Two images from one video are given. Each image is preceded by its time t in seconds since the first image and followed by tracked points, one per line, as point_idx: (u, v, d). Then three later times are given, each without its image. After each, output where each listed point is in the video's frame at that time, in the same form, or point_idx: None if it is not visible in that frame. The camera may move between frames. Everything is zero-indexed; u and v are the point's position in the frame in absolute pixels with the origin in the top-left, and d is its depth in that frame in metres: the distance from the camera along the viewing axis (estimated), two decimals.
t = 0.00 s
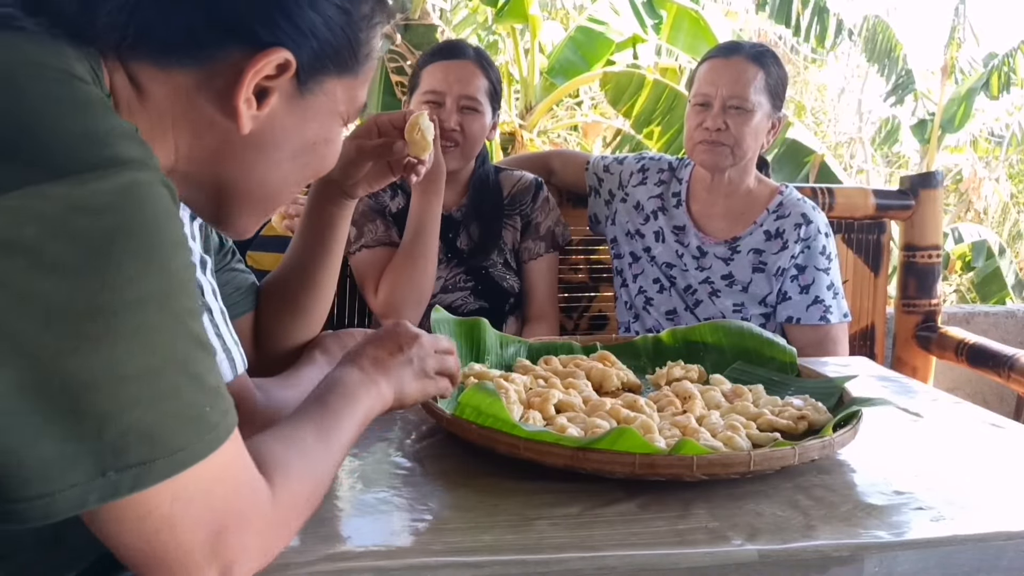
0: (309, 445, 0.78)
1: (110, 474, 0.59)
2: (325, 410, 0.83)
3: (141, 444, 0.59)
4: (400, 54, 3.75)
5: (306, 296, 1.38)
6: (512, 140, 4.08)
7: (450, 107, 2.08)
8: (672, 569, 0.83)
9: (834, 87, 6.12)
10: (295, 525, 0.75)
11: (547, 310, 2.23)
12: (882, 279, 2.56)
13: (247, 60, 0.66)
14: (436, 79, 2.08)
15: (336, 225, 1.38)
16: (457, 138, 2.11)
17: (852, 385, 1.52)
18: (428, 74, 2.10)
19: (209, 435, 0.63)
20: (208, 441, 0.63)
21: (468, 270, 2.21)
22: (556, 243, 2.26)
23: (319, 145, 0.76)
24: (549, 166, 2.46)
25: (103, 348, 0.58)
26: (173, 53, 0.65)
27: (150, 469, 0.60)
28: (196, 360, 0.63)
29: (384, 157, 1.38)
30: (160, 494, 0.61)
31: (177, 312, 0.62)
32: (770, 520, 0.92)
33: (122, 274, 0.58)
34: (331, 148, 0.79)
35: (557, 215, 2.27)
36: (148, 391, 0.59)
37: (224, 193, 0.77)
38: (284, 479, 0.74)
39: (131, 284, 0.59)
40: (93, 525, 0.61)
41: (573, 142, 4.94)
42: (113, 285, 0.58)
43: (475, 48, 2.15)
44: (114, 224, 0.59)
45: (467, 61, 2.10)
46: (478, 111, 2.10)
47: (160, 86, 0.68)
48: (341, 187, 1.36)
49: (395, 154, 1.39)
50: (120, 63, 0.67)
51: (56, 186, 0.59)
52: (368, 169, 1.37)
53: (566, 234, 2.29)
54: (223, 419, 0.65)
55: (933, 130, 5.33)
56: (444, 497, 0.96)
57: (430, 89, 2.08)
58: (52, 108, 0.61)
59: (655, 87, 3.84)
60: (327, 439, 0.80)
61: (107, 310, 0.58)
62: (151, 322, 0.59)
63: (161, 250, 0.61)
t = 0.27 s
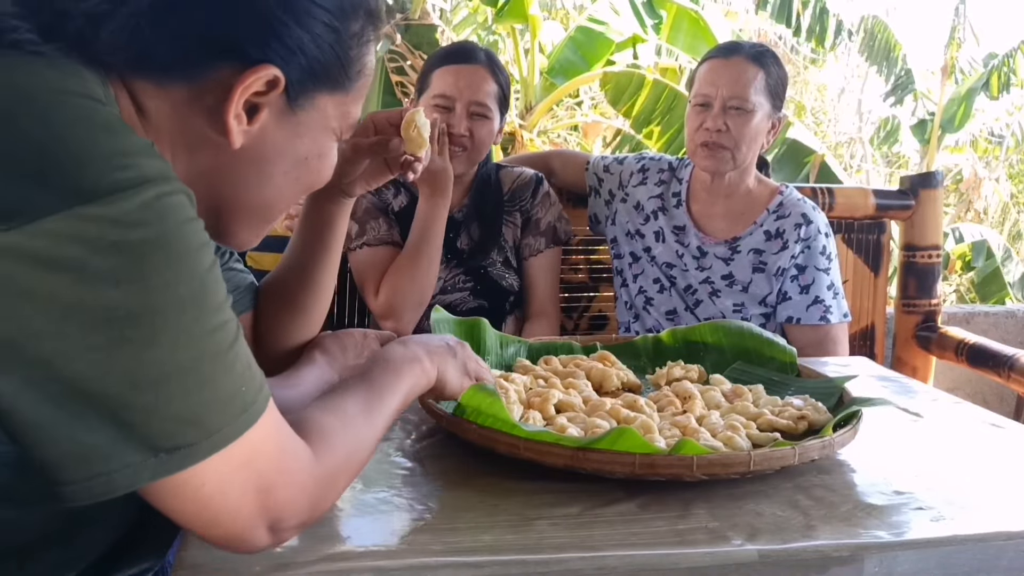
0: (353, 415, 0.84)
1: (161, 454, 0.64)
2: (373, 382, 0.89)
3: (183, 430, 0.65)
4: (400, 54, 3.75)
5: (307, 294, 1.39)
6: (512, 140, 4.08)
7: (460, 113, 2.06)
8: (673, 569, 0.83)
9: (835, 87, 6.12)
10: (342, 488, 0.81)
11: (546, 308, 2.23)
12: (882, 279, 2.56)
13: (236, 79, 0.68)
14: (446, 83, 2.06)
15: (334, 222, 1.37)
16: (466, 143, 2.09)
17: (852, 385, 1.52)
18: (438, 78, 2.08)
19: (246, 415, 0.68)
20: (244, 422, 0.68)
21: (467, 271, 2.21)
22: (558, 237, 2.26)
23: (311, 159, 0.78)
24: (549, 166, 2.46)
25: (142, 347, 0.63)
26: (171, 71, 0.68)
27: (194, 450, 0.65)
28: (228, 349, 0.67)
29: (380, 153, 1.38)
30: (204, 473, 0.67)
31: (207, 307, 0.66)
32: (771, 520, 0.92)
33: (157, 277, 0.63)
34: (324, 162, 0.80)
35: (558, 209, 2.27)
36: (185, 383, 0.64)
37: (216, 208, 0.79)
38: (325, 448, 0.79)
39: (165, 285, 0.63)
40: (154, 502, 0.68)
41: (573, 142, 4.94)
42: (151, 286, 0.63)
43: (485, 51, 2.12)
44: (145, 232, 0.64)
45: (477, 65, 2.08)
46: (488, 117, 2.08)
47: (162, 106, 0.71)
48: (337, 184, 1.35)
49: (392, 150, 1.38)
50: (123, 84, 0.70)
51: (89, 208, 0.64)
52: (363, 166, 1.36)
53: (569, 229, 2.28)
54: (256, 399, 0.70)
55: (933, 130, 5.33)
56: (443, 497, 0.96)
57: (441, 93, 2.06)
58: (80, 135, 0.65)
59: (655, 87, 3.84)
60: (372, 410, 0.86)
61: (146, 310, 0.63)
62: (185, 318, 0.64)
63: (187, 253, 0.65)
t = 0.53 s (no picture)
0: (356, 416, 0.85)
1: (161, 449, 0.65)
2: (376, 387, 0.90)
3: (185, 425, 0.65)
4: (400, 54, 3.75)
5: (305, 294, 1.39)
6: (512, 140, 4.08)
7: (464, 117, 2.06)
8: (671, 568, 0.83)
9: (834, 87, 6.13)
10: (343, 490, 0.81)
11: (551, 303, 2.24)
12: (881, 278, 2.57)
13: (236, 86, 0.69)
14: (451, 87, 2.06)
15: (333, 221, 1.38)
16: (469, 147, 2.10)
17: (851, 385, 1.52)
18: (442, 80, 2.08)
19: (247, 410, 0.69)
20: (245, 417, 0.68)
21: (470, 266, 2.21)
22: (559, 227, 2.26)
23: (308, 167, 0.79)
24: (549, 166, 2.46)
25: (144, 344, 0.63)
26: (170, 78, 0.68)
27: (196, 445, 0.66)
28: (228, 345, 0.68)
29: (376, 150, 1.37)
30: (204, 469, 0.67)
31: (209, 303, 0.66)
32: (769, 519, 0.93)
33: (159, 274, 0.64)
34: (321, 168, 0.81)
35: (558, 198, 2.27)
36: (186, 378, 0.65)
37: (216, 213, 0.80)
38: (328, 447, 0.80)
39: (166, 283, 0.64)
40: (155, 498, 0.68)
41: (573, 142, 4.95)
42: (151, 284, 0.63)
43: (489, 52, 2.12)
44: (146, 230, 0.64)
45: (481, 69, 2.08)
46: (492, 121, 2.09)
47: (160, 111, 0.71)
48: (335, 185, 1.35)
49: (389, 147, 1.37)
50: (123, 90, 0.70)
51: (93, 207, 0.64)
52: (361, 165, 1.35)
53: (571, 217, 2.28)
54: (257, 396, 0.70)
55: (932, 130, 5.34)
56: (443, 497, 0.96)
57: (445, 96, 2.06)
58: (84, 138, 0.66)
59: (654, 88, 3.84)
60: (375, 412, 0.86)
61: (147, 307, 0.63)
62: (187, 315, 0.65)
63: (188, 250, 0.66)
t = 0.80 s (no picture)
0: (358, 413, 0.83)
1: (157, 448, 0.64)
2: (380, 384, 0.89)
3: (181, 424, 0.64)
4: (401, 53, 3.74)
5: (304, 291, 1.38)
6: (512, 140, 4.08)
7: (453, 119, 2.05)
8: (672, 569, 0.83)
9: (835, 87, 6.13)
10: (343, 487, 0.79)
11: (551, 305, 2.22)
12: (883, 278, 2.56)
13: (230, 84, 0.68)
14: (438, 89, 2.04)
15: (332, 219, 1.37)
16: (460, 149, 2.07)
17: (853, 386, 1.51)
18: (430, 83, 2.06)
19: (243, 409, 0.68)
20: (242, 415, 0.68)
21: (466, 268, 2.20)
22: (558, 233, 2.25)
23: (301, 166, 0.78)
24: (550, 165, 2.45)
25: (139, 342, 0.62)
26: (163, 78, 0.67)
27: (192, 444, 0.65)
28: (225, 343, 0.67)
29: (374, 147, 1.35)
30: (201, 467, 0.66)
31: (205, 300, 0.66)
32: (772, 521, 0.92)
33: (153, 273, 0.63)
34: (313, 168, 0.80)
35: (559, 205, 2.26)
36: (181, 376, 0.64)
37: (208, 213, 0.79)
38: (328, 445, 0.78)
39: (161, 281, 0.63)
40: (150, 495, 0.67)
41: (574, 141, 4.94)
42: (145, 283, 0.63)
43: (478, 52, 2.10)
44: (140, 229, 0.64)
45: (469, 69, 2.06)
46: (482, 121, 2.06)
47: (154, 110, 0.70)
48: (334, 182, 1.34)
49: (387, 145, 1.36)
50: (117, 90, 0.69)
51: (86, 205, 0.63)
52: (360, 162, 1.34)
53: (570, 224, 2.28)
54: (254, 394, 0.69)
55: (933, 129, 5.33)
56: (442, 498, 0.96)
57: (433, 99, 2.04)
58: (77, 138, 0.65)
59: (655, 87, 3.84)
60: (377, 410, 0.85)
61: (141, 306, 0.62)
62: (182, 313, 0.64)
63: (183, 248, 0.65)
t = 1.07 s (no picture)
0: (357, 418, 0.83)
1: (147, 454, 0.64)
2: (380, 388, 0.89)
3: (171, 428, 0.64)
4: (401, 53, 3.74)
5: (304, 290, 1.38)
6: (512, 140, 4.08)
7: (442, 109, 2.05)
8: (672, 569, 0.83)
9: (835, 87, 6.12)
10: (342, 491, 0.79)
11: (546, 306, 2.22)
12: (883, 278, 2.56)
13: (229, 89, 0.68)
14: (425, 81, 2.05)
15: (332, 217, 1.37)
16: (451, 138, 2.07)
17: (854, 386, 1.51)
18: (418, 76, 2.07)
19: (235, 413, 0.68)
20: (234, 420, 0.67)
21: (465, 266, 2.20)
22: (556, 237, 2.26)
23: (297, 170, 0.78)
24: (550, 165, 2.44)
25: (127, 347, 0.62)
26: (161, 81, 0.68)
27: (182, 449, 0.65)
28: (215, 347, 0.67)
29: (374, 146, 1.33)
30: (191, 472, 0.66)
31: (195, 304, 0.66)
32: (772, 521, 0.92)
33: (141, 278, 0.63)
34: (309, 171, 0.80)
35: (556, 208, 2.27)
36: (171, 380, 0.64)
37: (201, 214, 0.79)
38: (324, 449, 0.79)
39: (150, 285, 0.63)
40: (142, 502, 0.67)
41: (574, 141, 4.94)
42: (133, 288, 0.62)
43: (465, 44, 2.10)
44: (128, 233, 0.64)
45: (455, 59, 2.06)
46: (471, 108, 2.06)
47: (149, 112, 0.70)
48: (335, 180, 1.34)
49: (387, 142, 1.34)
50: (111, 92, 0.70)
51: (73, 210, 0.63)
52: (360, 160, 1.33)
53: (567, 228, 2.29)
54: (246, 398, 0.69)
55: (934, 129, 5.33)
56: (442, 498, 0.96)
57: (421, 92, 2.05)
58: (66, 140, 0.65)
59: (655, 87, 3.84)
60: (376, 414, 0.85)
61: (130, 310, 0.62)
62: (172, 317, 0.64)
63: (172, 252, 0.65)
